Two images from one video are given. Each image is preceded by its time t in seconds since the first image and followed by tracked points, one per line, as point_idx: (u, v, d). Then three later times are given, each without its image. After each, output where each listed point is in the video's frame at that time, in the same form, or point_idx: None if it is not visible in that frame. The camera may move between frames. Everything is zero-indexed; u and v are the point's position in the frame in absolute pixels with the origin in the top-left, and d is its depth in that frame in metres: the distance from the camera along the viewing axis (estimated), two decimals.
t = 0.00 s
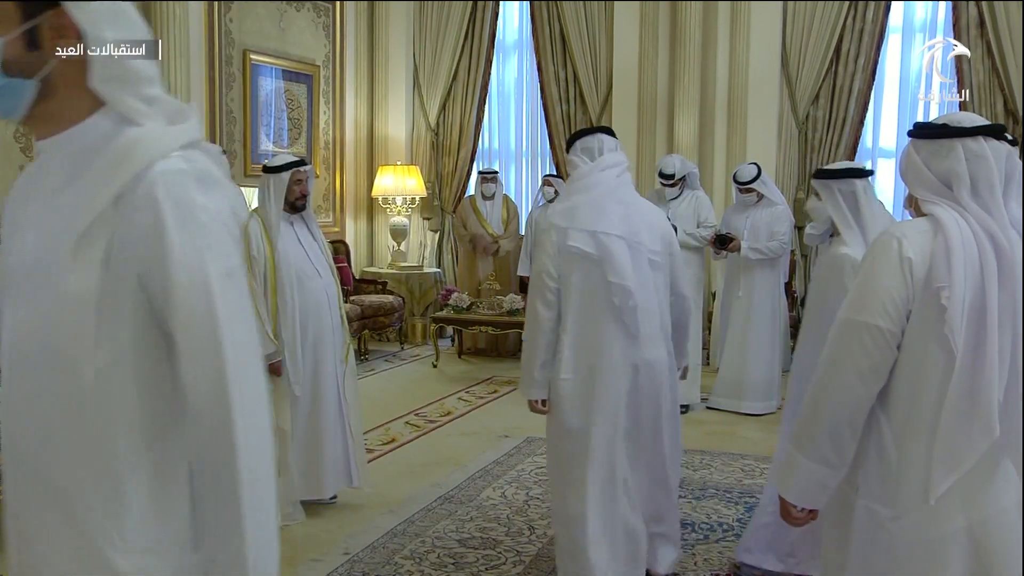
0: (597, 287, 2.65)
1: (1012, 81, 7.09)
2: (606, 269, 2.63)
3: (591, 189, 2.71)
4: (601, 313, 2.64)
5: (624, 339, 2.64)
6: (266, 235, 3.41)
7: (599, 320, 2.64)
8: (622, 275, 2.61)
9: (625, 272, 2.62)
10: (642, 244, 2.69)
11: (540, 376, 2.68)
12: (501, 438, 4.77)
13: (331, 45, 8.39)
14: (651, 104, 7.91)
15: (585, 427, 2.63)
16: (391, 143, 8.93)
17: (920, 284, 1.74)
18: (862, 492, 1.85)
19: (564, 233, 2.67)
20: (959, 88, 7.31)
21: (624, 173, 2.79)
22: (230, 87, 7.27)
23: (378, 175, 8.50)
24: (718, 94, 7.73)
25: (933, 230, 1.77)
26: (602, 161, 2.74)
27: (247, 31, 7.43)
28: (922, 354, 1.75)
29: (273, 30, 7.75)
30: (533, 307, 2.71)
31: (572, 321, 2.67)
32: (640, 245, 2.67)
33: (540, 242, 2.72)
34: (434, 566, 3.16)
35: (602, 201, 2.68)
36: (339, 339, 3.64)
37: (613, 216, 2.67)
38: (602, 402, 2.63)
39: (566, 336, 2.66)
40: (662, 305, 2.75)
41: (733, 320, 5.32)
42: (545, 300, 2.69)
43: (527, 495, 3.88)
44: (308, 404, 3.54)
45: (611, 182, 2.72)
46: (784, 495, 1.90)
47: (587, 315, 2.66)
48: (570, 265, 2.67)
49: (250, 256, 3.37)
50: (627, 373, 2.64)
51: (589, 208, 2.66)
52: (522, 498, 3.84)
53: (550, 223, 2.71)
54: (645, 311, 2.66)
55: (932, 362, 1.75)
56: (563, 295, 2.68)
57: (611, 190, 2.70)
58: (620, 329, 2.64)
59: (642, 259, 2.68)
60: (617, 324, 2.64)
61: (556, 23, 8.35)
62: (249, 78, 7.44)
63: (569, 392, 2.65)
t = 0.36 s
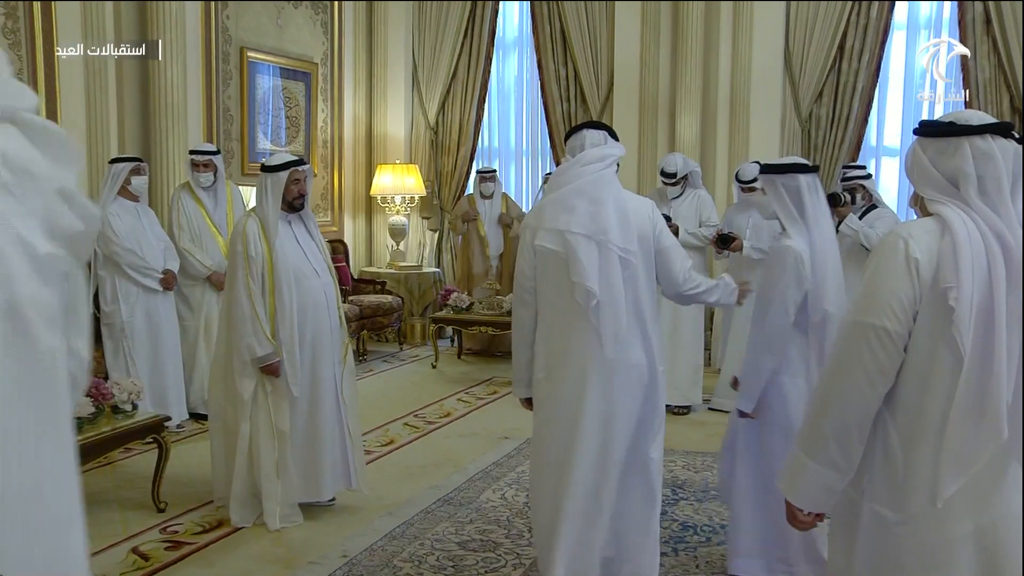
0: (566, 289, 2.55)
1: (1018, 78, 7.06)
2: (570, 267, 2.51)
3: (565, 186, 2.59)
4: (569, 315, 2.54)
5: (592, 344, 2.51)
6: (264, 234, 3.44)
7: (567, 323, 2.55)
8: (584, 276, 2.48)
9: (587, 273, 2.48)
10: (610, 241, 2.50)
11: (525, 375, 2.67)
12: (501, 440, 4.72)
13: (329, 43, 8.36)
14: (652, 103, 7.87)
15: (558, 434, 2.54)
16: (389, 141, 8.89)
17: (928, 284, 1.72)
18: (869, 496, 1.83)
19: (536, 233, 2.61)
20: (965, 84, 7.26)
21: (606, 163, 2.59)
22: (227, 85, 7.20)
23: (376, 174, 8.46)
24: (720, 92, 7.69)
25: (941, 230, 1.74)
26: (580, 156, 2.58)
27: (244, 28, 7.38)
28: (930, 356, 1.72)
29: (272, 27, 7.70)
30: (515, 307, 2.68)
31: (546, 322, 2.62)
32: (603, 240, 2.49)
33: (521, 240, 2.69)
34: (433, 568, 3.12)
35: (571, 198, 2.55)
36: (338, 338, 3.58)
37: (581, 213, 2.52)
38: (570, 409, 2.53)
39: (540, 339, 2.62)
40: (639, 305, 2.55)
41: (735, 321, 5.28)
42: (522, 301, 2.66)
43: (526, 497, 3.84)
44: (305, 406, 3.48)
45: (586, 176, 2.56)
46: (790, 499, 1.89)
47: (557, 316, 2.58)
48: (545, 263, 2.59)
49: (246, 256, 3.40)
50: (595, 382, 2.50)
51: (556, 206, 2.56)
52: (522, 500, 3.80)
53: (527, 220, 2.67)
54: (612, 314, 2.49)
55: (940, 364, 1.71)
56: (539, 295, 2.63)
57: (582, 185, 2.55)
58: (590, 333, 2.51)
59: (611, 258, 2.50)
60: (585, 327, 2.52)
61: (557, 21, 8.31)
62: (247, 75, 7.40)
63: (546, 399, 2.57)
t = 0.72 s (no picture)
0: (567, 292, 2.45)
1: None
2: (572, 271, 2.40)
3: (566, 187, 2.48)
4: (569, 319, 2.44)
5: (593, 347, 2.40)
6: (261, 233, 3.39)
7: (569, 327, 2.44)
8: (584, 277, 2.36)
9: (586, 274, 2.36)
10: (610, 242, 2.39)
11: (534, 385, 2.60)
12: (501, 441, 4.68)
13: (327, 39, 8.32)
14: (653, 101, 7.84)
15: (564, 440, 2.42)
16: (387, 140, 8.80)
17: (937, 285, 1.68)
18: (875, 499, 1.79)
19: (538, 235, 2.52)
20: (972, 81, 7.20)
21: (606, 163, 2.48)
22: (224, 83, 7.16)
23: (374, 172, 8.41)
24: (723, 89, 7.65)
25: (949, 229, 1.70)
26: (581, 157, 2.47)
27: (241, 24, 7.34)
28: (938, 357, 1.68)
29: (269, 24, 7.66)
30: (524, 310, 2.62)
31: (549, 327, 2.52)
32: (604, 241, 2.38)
33: (525, 244, 2.61)
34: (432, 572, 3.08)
35: (570, 198, 2.44)
36: (336, 339, 3.54)
37: (580, 213, 2.41)
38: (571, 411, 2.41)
39: (545, 345, 2.54)
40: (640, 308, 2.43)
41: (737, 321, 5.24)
42: (527, 306, 2.61)
43: (526, 500, 3.80)
44: (303, 407, 3.44)
45: (586, 175, 2.46)
46: (797, 503, 1.84)
47: (559, 320, 2.48)
48: (548, 268, 2.50)
49: (243, 256, 3.36)
50: (596, 383, 2.39)
51: (556, 207, 2.46)
52: (522, 503, 3.76)
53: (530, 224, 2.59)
54: (614, 316, 2.37)
55: (949, 364, 1.67)
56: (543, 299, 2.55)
57: (581, 185, 2.44)
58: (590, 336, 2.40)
59: (612, 259, 2.38)
60: (587, 331, 2.41)
61: (557, 18, 8.26)
62: (244, 73, 7.36)
63: (549, 403, 2.48)
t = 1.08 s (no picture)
0: (586, 289, 2.37)
1: None
2: (595, 268, 2.32)
3: (584, 185, 2.42)
4: (589, 319, 2.37)
5: (615, 347, 2.35)
6: (257, 233, 3.34)
7: (587, 327, 2.37)
8: (611, 275, 2.30)
9: (614, 272, 2.30)
10: (637, 242, 2.36)
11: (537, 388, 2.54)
12: (501, 443, 4.63)
13: (325, 36, 8.28)
14: (655, 99, 7.80)
15: (577, 440, 2.36)
16: (386, 137, 8.78)
17: (949, 284, 1.63)
18: (883, 501, 1.74)
19: (554, 234, 2.41)
20: (980, 76, 7.17)
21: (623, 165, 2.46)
22: (220, 80, 7.11)
23: (373, 171, 8.37)
24: (726, 86, 7.60)
25: (961, 228, 1.65)
26: (599, 155, 2.44)
27: (237, 20, 7.30)
28: (950, 358, 1.63)
29: (266, 20, 7.61)
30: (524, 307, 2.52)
31: (563, 329, 2.42)
32: (631, 241, 2.35)
33: (533, 244, 2.50)
34: None
35: (592, 195, 2.38)
36: (334, 339, 3.50)
37: (604, 211, 2.36)
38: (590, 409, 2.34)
39: (556, 347, 2.43)
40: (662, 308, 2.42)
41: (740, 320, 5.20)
42: (534, 309, 2.49)
43: (527, 502, 3.75)
44: (300, 408, 3.39)
45: (604, 175, 2.42)
46: (805, 505, 1.79)
47: (576, 321, 2.39)
48: (563, 264, 2.40)
49: (239, 255, 3.30)
50: (599, 384, 2.34)
51: (577, 205, 2.38)
52: (522, 505, 3.71)
53: (540, 223, 2.47)
54: (639, 316, 2.34)
55: (960, 365, 1.62)
56: (556, 301, 2.44)
57: (602, 183, 2.40)
58: (611, 336, 2.35)
59: (638, 258, 2.35)
60: (609, 332, 2.35)
61: (558, 15, 8.21)
62: (240, 70, 7.30)
63: (554, 403, 2.43)
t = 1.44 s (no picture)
0: (618, 291, 2.40)
1: None
2: (630, 269, 2.37)
3: (609, 184, 2.45)
4: (624, 320, 2.40)
5: (651, 349, 2.42)
6: (252, 232, 3.29)
7: (620, 330, 2.40)
8: (647, 276, 2.36)
9: (649, 273, 2.36)
10: (666, 242, 2.44)
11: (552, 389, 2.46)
12: (501, 446, 4.57)
13: (321, 32, 8.22)
14: (658, 96, 7.72)
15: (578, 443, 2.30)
16: (383, 136, 8.70)
17: (956, 284, 1.57)
18: (889, 505, 1.68)
19: (584, 234, 2.40)
20: (990, 70, 7.10)
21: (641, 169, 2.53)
22: (215, 76, 7.05)
23: (371, 168, 8.30)
24: (729, 81, 7.52)
25: (968, 226, 1.59)
26: (624, 154, 2.50)
27: (232, 15, 7.23)
28: (958, 358, 1.57)
29: (261, 15, 7.55)
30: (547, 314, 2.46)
31: (594, 330, 2.41)
32: (661, 241, 2.43)
33: (554, 244, 2.45)
34: None
35: (620, 195, 2.43)
36: (330, 339, 3.44)
37: (634, 212, 2.41)
38: (615, 411, 2.38)
39: (586, 349, 2.41)
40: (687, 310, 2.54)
41: (744, 321, 5.13)
42: (561, 311, 2.42)
43: (527, 506, 3.69)
44: (295, 411, 3.33)
45: (626, 177, 2.47)
46: (809, 508, 1.73)
47: (609, 322, 2.40)
48: (593, 265, 2.40)
49: (234, 254, 3.25)
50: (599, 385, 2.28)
51: (606, 204, 2.40)
52: (522, 509, 3.65)
53: (564, 223, 2.43)
54: (673, 316, 2.42)
55: (967, 367, 1.56)
56: (584, 302, 2.42)
57: (628, 185, 2.45)
58: (645, 336, 2.41)
59: (668, 259, 2.44)
60: (644, 334, 2.41)
61: (559, 11, 8.15)
62: (235, 65, 7.24)
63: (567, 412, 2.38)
